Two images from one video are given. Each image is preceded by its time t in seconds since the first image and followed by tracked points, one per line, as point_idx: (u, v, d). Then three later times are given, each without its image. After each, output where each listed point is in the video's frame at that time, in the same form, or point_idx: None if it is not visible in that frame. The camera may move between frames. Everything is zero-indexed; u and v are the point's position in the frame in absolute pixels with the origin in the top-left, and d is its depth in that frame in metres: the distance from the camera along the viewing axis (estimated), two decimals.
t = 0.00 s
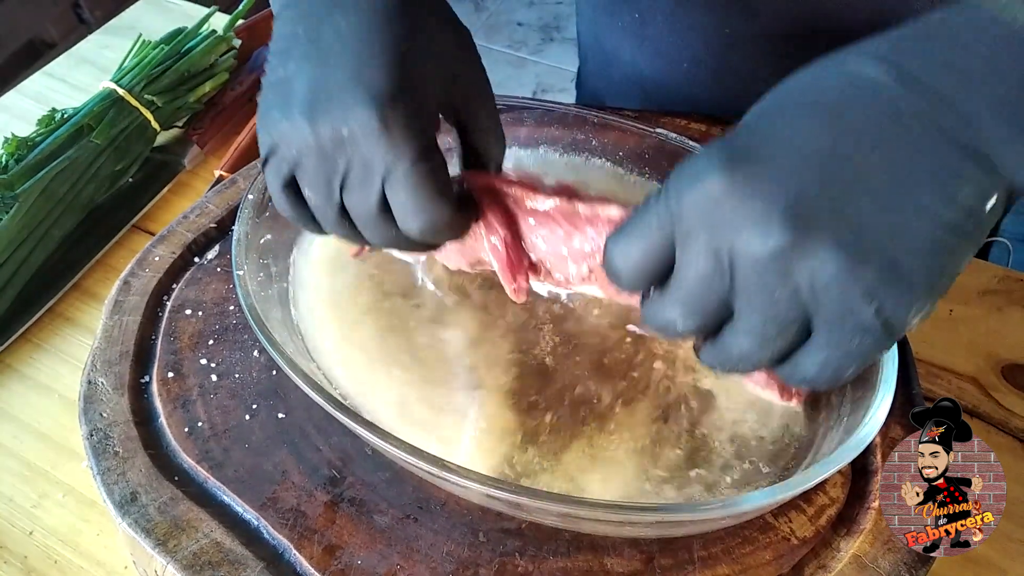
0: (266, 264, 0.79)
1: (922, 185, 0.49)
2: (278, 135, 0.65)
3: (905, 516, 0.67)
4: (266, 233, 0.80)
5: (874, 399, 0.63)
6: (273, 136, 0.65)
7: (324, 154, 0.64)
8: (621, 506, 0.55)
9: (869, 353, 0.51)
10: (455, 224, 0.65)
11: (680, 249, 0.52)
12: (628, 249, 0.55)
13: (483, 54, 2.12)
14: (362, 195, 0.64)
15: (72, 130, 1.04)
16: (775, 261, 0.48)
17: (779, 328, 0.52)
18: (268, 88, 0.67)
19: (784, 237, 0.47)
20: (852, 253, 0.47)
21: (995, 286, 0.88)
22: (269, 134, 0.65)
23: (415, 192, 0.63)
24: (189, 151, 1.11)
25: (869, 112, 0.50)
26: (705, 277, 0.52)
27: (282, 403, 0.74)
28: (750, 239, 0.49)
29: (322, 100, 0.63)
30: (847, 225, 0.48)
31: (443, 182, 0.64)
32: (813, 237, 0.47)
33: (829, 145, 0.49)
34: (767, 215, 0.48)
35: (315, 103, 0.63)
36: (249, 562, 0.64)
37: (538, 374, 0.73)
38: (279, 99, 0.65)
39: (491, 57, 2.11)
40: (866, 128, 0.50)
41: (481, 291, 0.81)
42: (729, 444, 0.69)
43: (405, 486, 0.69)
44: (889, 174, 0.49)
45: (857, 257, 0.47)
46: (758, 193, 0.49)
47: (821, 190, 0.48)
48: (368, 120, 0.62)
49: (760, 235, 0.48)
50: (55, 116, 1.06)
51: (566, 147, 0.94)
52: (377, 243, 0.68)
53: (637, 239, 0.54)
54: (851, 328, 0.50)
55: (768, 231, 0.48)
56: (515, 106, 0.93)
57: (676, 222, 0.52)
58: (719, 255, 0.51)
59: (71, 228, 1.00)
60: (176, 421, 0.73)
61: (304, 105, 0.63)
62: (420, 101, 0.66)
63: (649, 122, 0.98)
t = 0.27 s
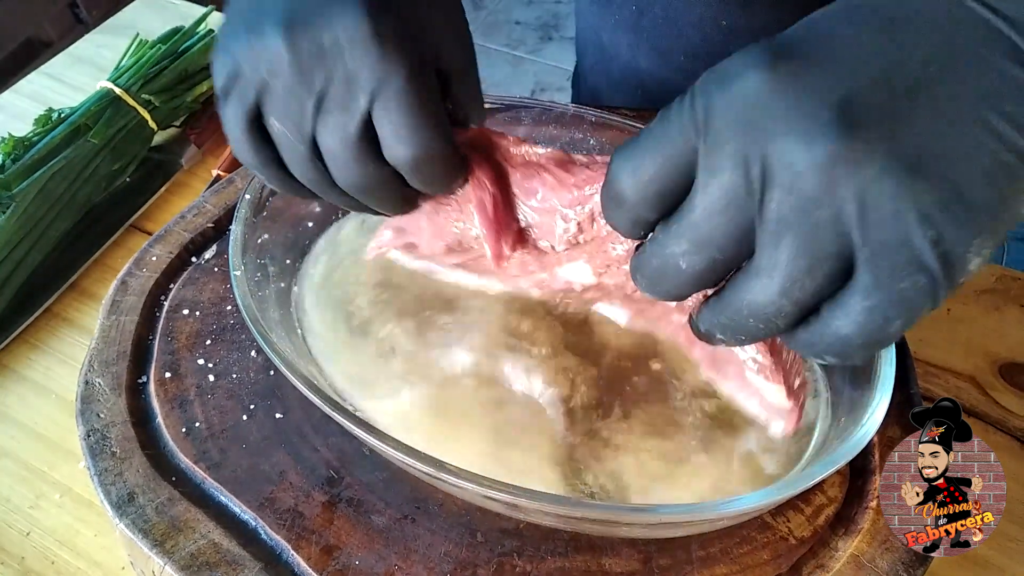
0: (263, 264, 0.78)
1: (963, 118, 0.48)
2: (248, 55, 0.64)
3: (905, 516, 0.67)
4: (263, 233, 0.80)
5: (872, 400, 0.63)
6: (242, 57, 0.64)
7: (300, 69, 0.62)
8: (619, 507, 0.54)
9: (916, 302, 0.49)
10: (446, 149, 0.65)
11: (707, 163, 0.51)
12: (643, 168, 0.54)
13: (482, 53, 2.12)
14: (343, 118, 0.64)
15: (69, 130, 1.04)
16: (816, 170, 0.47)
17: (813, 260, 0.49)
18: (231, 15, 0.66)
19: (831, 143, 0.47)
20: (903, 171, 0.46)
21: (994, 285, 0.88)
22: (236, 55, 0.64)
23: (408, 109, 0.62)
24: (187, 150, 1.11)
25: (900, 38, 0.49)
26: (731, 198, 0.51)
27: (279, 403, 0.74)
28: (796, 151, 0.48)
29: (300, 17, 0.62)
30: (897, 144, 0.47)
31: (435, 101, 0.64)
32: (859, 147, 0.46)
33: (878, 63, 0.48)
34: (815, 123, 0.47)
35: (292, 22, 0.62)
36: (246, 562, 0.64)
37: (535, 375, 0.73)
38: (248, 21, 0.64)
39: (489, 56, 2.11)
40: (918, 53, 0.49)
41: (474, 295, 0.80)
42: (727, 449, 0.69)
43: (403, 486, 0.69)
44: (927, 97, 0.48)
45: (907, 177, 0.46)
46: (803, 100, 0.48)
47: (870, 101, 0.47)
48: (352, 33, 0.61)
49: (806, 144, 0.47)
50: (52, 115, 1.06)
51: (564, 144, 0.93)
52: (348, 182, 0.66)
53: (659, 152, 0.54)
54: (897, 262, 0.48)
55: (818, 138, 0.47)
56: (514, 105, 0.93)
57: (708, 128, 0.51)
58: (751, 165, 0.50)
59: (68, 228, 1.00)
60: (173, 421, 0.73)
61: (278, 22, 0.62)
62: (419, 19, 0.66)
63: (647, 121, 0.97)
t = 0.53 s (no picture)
0: (260, 265, 0.78)
1: (979, 120, 0.47)
2: None
3: (905, 516, 0.67)
4: (260, 233, 0.80)
5: (869, 400, 0.62)
6: None
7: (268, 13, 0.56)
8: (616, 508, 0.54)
9: (941, 308, 0.48)
10: (420, 121, 0.58)
11: (725, 156, 0.51)
12: (652, 167, 0.53)
13: (479, 53, 2.12)
14: (306, 70, 0.56)
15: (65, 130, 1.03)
16: (843, 159, 0.47)
17: (834, 261, 0.48)
18: None
19: (857, 130, 0.46)
20: (925, 167, 0.46)
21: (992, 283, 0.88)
22: None
23: (382, 69, 0.56)
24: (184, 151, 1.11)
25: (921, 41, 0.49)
26: (751, 194, 0.50)
27: (276, 404, 0.74)
28: (818, 143, 0.48)
29: None
30: (918, 142, 0.46)
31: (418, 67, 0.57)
32: (884, 140, 0.46)
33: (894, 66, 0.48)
34: (837, 116, 0.47)
35: None
36: (244, 563, 0.64)
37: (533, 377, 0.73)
38: None
39: (487, 56, 2.11)
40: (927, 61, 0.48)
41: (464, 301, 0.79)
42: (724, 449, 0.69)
43: (401, 487, 0.68)
44: (952, 96, 0.47)
45: (932, 175, 0.46)
46: (824, 95, 0.48)
47: (891, 96, 0.47)
48: None
49: (830, 136, 0.47)
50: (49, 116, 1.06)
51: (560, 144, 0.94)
52: (303, 151, 0.58)
53: (673, 151, 0.53)
54: (924, 261, 0.47)
55: (840, 129, 0.47)
56: (510, 104, 0.92)
57: (728, 124, 0.51)
58: (773, 156, 0.49)
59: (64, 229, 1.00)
60: (170, 422, 0.73)
61: None
62: None
63: (645, 121, 0.98)
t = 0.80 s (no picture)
0: (258, 264, 0.78)
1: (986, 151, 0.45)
2: None
3: (905, 516, 0.67)
4: (259, 232, 0.79)
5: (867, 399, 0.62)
6: None
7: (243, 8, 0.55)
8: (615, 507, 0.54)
9: (948, 351, 0.45)
10: (393, 125, 0.57)
11: (722, 191, 0.49)
12: (649, 202, 0.52)
13: (478, 52, 2.12)
14: (277, 67, 0.55)
15: (63, 130, 1.02)
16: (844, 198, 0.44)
17: (838, 302, 0.45)
18: None
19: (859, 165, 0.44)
20: (930, 203, 0.44)
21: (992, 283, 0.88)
22: None
23: (359, 69, 0.55)
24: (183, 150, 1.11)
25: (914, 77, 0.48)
26: (748, 230, 0.48)
27: (275, 403, 0.74)
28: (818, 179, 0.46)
29: None
30: (922, 176, 0.44)
31: (399, 67, 0.57)
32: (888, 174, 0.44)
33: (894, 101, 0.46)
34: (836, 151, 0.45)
35: None
36: (243, 563, 0.64)
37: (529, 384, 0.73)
38: None
39: (486, 55, 2.11)
40: (929, 97, 0.47)
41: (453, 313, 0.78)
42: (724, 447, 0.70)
43: (400, 486, 0.68)
44: (955, 128, 0.45)
45: (936, 212, 0.44)
46: (823, 130, 0.46)
47: (893, 132, 0.45)
48: None
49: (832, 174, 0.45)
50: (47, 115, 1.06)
51: (559, 143, 0.94)
52: (266, 151, 0.57)
53: (669, 185, 0.51)
54: (932, 304, 0.44)
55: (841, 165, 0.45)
56: (509, 105, 0.92)
57: (723, 159, 0.49)
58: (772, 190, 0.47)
59: (61, 230, 0.98)
60: (169, 421, 0.73)
61: None
62: None
63: (645, 120, 0.98)
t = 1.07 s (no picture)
0: (260, 262, 0.78)
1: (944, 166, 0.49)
2: None
3: (905, 516, 0.67)
4: (261, 232, 0.80)
5: (868, 398, 0.63)
6: None
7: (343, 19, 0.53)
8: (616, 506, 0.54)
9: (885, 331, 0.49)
10: (475, 128, 0.55)
11: (694, 200, 0.55)
12: (638, 210, 0.58)
13: (479, 53, 2.12)
14: (370, 72, 0.53)
15: (66, 128, 1.02)
16: (794, 205, 0.49)
17: (789, 290, 0.50)
18: None
19: (812, 177, 0.49)
20: (876, 210, 0.48)
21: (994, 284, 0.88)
22: None
23: (451, 76, 0.53)
24: (185, 150, 1.11)
25: (878, 109, 0.53)
26: (711, 232, 0.53)
27: (277, 403, 0.74)
28: (773, 189, 0.50)
29: None
30: (872, 186, 0.49)
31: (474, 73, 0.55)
32: (837, 181, 0.48)
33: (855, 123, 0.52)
34: (792, 163, 0.50)
35: None
36: (245, 562, 0.64)
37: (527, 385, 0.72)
38: None
39: (487, 56, 2.11)
40: (892, 120, 0.52)
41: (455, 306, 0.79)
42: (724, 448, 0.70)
43: (402, 485, 0.68)
44: (912, 148, 0.50)
45: (882, 217, 0.48)
46: (784, 145, 0.51)
47: (848, 147, 0.50)
48: None
49: (783, 182, 0.50)
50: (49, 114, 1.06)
51: (560, 143, 0.94)
52: (356, 151, 0.54)
53: (652, 196, 0.57)
54: (872, 294, 0.48)
55: (793, 175, 0.49)
56: (510, 104, 0.91)
57: (698, 174, 0.55)
58: (734, 197, 0.53)
59: (63, 229, 0.99)
60: (171, 420, 0.73)
61: None
62: None
63: (646, 121, 0.98)
